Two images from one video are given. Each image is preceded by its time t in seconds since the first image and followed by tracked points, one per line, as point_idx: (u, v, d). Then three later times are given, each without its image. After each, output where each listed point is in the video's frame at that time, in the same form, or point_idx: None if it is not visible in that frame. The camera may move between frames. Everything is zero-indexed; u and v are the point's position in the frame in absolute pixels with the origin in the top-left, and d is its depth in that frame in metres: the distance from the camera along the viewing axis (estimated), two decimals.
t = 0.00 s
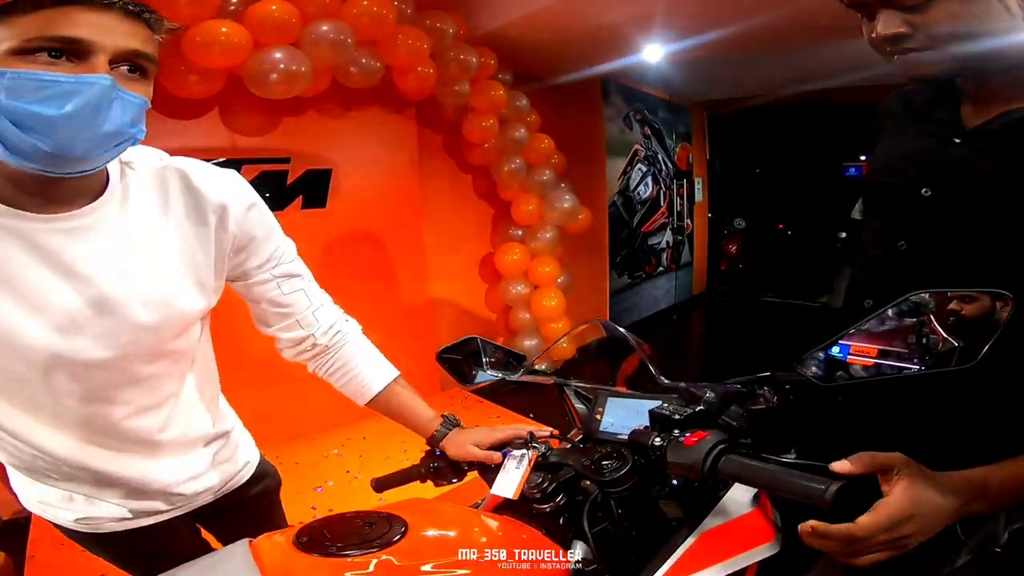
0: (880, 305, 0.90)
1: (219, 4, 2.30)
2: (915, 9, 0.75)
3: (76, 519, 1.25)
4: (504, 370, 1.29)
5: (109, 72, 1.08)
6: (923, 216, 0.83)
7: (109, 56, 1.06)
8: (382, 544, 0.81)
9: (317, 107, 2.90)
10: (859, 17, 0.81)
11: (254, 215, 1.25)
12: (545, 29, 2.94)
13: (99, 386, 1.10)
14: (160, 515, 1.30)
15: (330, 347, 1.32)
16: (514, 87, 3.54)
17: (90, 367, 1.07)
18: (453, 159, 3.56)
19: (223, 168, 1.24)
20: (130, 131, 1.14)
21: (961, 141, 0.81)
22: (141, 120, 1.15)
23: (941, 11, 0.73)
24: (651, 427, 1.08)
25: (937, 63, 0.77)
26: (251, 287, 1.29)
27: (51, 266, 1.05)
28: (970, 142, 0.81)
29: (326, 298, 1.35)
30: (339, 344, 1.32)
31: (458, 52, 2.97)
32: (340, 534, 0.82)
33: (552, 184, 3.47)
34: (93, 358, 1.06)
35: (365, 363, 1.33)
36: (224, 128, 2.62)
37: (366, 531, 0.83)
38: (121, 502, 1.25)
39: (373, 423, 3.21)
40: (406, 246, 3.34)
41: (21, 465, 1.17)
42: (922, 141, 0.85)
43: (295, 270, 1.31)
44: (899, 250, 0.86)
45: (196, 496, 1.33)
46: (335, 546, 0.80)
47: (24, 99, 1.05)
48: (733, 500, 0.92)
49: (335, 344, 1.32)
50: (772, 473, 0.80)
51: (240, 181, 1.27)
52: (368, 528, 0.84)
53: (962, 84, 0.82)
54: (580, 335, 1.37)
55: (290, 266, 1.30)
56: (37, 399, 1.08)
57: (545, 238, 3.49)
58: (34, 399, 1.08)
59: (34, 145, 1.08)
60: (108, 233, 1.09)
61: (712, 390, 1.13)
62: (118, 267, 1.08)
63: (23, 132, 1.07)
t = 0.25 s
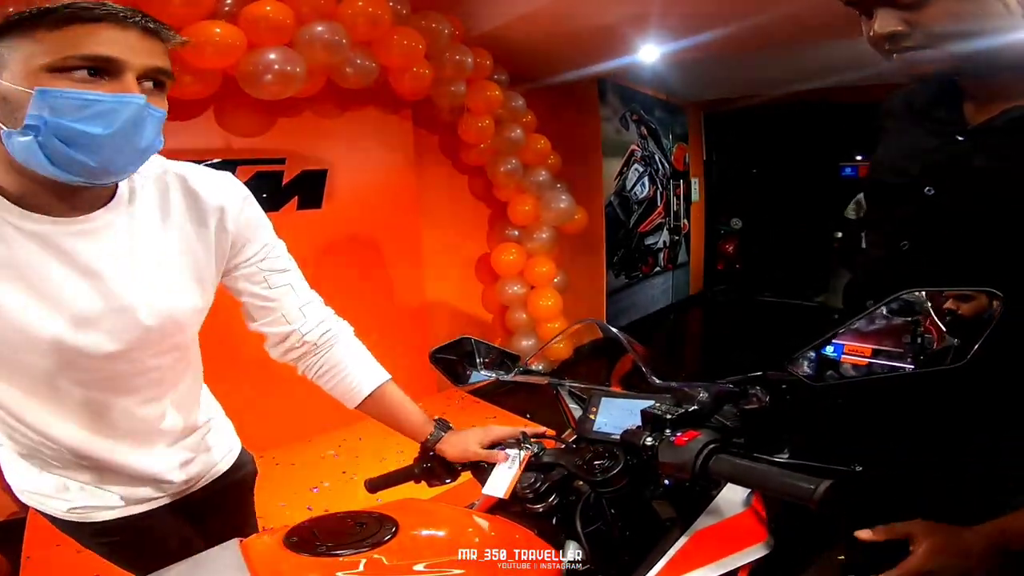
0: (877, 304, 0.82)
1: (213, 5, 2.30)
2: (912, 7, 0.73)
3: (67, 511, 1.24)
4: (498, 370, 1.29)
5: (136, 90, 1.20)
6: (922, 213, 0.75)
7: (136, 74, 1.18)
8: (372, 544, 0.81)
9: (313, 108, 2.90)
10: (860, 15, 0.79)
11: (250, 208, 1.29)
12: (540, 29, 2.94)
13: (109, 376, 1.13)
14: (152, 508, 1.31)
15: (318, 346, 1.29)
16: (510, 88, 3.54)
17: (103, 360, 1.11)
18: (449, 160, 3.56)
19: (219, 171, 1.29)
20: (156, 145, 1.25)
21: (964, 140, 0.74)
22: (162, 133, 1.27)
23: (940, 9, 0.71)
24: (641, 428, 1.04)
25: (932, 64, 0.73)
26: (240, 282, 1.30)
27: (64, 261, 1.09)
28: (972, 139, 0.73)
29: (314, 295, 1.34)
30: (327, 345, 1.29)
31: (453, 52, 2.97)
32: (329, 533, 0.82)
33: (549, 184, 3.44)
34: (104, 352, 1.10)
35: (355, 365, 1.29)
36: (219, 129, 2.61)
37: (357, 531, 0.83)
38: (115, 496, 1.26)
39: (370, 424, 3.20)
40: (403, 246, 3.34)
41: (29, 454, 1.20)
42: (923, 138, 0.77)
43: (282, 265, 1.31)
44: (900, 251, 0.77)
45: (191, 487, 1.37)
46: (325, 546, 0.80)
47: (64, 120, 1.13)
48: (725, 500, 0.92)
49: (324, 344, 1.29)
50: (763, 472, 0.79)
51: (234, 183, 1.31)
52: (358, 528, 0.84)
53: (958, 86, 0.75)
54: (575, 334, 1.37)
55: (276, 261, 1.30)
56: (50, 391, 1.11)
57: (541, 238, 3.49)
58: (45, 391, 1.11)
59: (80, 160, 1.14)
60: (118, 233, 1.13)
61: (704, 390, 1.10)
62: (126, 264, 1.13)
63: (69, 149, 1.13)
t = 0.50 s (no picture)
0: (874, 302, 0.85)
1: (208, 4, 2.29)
2: (918, 5, 0.78)
3: (45, 504, 1.17)
4: (494, 369, 1.26)
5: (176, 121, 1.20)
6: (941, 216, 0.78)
7: (171, 104, 1.18)
8: (366, 545, 0.81)
9: (309, 107, 2.89)
10: (865, 13, 0.83)
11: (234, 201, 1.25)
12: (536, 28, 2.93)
13: (106, 376, 1.11)
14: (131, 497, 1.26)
15: (306, 347, 1.22)
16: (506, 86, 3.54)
17: (105, 368, 1.09)
18: (446, 158, 3.56)
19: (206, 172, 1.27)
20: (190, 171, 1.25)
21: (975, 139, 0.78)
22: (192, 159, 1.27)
23: (945, 8, 0.76)
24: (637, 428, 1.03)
25: (942, 62, 0.79)
26: (227, 277, 1.24)
27: (65, 269, 1.08)
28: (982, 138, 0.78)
29: (304, 291, 1.26)
30: (318, 345, 1.21)
31: (450, 51, 2.96)
32: (322, 535, 0.82)
33: (546, 183, 3.43)
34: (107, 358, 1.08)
35: (349, 360, 1.21)
36: (214, 128, 2.60)
37: (350, 532, 0.83)
38: (99, 487, 1.22)
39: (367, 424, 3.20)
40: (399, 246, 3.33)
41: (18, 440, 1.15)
42: (930, 137, 0.80)
43: (266, 261, 1.24)
44: (910, 252, 0.80)
45: (176, 479, 1.33)
46: (318, 546, 0.80)
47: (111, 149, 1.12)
48: (722, 501, 0.92)
49: (314, 344, 1.21)
50: (761, 473, 0.78)
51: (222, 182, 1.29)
52: (352, 530, 0.83)
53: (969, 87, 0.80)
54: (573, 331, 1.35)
55: (258, 257, 1.24)
56: (49, 384, 1.10)
57: (539, 237, 3.48)
58: (49, 392, 1.11)
59: (128, 188, 1.13)
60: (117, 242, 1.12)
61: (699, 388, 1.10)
62: (123, 269, 1.11)
63: (121, 178, 1.12)
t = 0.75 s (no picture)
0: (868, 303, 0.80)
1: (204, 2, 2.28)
2: (920, 4, 0.73)
3: (29, 499, 1.20)
4: (488, 368, 1.33)
5: (152, 128, 1.22)
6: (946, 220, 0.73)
7: (146, 110, 1.19)
8: (359, 544, 0.81)
9: (305, 105, 2.89)
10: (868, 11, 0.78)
11: (216, 203, 1.24)
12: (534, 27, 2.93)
13: (93, 382, 1.12)
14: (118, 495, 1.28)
15: (297, 348, 1.22)
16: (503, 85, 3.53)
17: (89, 373, 1.11)
18: (443, 157, 3.56)
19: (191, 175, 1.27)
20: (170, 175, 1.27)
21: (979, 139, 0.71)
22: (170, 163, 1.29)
23: (951, 7, 0.71)
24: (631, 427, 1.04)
25: (942, 63, 0.73)
26: (216, 281, 1.25)
27: (51, 278, 1.09)
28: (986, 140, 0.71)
29: (291, 292, 1.26)
30: (306, 347, 1.22)
31: (447, 49, 2.95)
32: (315, 533, 0.82)
33: (544, 182, 3.45)
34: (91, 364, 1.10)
35: (341, 360, 1.21)
36: (209, 126, 2.59)
37: (343, 531, 0.83)
38: (82, 484, 1.24)
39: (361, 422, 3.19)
40: (395, 244, 3.33)
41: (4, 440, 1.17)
42: (936, 137, 0.74)
43: (254, 263, 1.24)
44: (915, 255, 0.75)
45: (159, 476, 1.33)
46: (310, 545, 0.80)
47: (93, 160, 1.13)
48: (715, 501, 0.92)
49: (303, 346, 1.22)
50: (753, 473, 0.78)
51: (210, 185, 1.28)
52: (344, 528, 0.83)
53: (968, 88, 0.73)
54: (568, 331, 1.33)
55: (245, 260, 1.23)
56: (34, 387, 1.11)
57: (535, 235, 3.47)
58: (34, 396, 1.13)
59: (114, 198, 1.15)
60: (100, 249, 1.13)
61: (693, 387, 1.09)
62: (107, 275, 1.12)
63: (107, 190, 1.14)
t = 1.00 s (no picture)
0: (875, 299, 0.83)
1: None
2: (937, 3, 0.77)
3: (21, 493, 1.17)
4: (488, 365, 1.23)
5: (140, 133, 1.16)
6: (948, 212, 0.87)
7: (135, 115, 1.13)
8: (355, 540, 0.81)
9: (303, 102, 2.88)
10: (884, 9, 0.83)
11: (203, 204, 1.21)
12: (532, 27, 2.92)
13: (75, 379, 1.07)
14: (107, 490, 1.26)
15: (288, 349, 1.21)
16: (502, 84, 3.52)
17: (70, 374, 1.06)
18: (440, 155, 3.56)
19: (177, 176, 1.23)
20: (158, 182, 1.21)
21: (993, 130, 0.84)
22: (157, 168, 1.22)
23: (965, 6, 0.75)
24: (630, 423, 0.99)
25: (953, 61, 0.77)
26: (200, 284, 1.22)
27: (28, 277, 1.03)
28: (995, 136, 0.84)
29: (280, 292, 1.24)
30: (297, 346, 1.20)
31: (445, 47, 2.95)
32: (310, 529, 0.82)
33: (541, 179, 3.44)
34: (73, 365, 1.05)
35: (335, 359, 1.20)
36: (207, 122, 2.58)
37: (338, 527, 0.83)
38: (69, 479, 1.19)
39: (357, 420, 3.19)
40: (392, 242, 3.33)
41: None
42: (939, 135, 0.89)
43: (241, 263, 1.21)
44: (920, 250, 0.89)
45: (146, 473, 1.30)
46: (306, 541, 0.80)
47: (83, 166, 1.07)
48: (712, 497, 0.92)
49: (293, 346, 1.20)
50: (751, 469, 0.78)
51: (197, 188, 1.24)
52: (340, 524, 0.83)
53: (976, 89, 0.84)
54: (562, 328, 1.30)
55: (231, 263, 1.20)
56: (12, 387, 1.06)
57: (533, 233, 3.47)
58: (15, 395, 1.08)
59: (102, 205, 1.09)
60: (81, 249, 1.08)
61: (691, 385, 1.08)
62: (88, 274, 1.07)
63: (95, 196, 1.07)
